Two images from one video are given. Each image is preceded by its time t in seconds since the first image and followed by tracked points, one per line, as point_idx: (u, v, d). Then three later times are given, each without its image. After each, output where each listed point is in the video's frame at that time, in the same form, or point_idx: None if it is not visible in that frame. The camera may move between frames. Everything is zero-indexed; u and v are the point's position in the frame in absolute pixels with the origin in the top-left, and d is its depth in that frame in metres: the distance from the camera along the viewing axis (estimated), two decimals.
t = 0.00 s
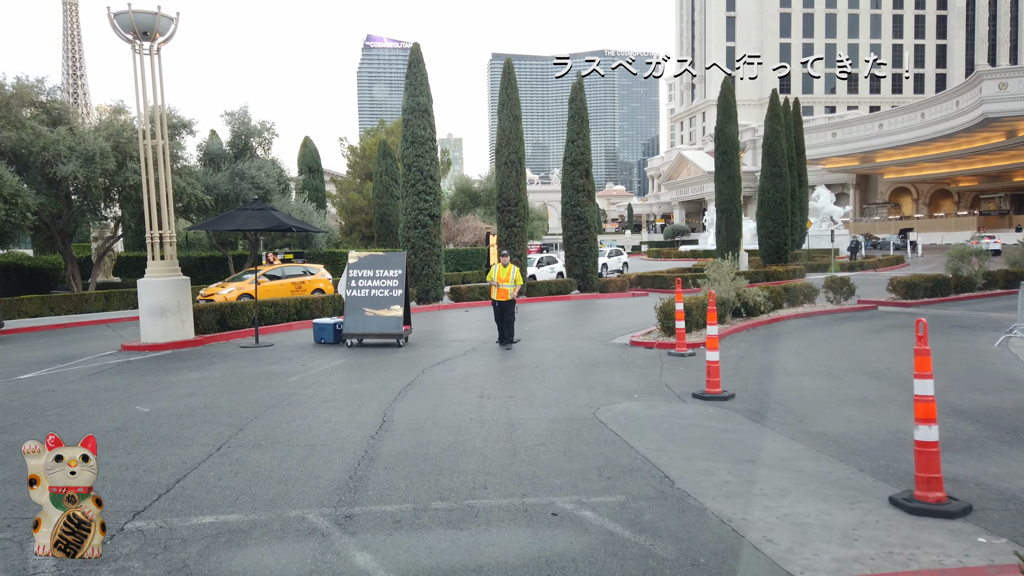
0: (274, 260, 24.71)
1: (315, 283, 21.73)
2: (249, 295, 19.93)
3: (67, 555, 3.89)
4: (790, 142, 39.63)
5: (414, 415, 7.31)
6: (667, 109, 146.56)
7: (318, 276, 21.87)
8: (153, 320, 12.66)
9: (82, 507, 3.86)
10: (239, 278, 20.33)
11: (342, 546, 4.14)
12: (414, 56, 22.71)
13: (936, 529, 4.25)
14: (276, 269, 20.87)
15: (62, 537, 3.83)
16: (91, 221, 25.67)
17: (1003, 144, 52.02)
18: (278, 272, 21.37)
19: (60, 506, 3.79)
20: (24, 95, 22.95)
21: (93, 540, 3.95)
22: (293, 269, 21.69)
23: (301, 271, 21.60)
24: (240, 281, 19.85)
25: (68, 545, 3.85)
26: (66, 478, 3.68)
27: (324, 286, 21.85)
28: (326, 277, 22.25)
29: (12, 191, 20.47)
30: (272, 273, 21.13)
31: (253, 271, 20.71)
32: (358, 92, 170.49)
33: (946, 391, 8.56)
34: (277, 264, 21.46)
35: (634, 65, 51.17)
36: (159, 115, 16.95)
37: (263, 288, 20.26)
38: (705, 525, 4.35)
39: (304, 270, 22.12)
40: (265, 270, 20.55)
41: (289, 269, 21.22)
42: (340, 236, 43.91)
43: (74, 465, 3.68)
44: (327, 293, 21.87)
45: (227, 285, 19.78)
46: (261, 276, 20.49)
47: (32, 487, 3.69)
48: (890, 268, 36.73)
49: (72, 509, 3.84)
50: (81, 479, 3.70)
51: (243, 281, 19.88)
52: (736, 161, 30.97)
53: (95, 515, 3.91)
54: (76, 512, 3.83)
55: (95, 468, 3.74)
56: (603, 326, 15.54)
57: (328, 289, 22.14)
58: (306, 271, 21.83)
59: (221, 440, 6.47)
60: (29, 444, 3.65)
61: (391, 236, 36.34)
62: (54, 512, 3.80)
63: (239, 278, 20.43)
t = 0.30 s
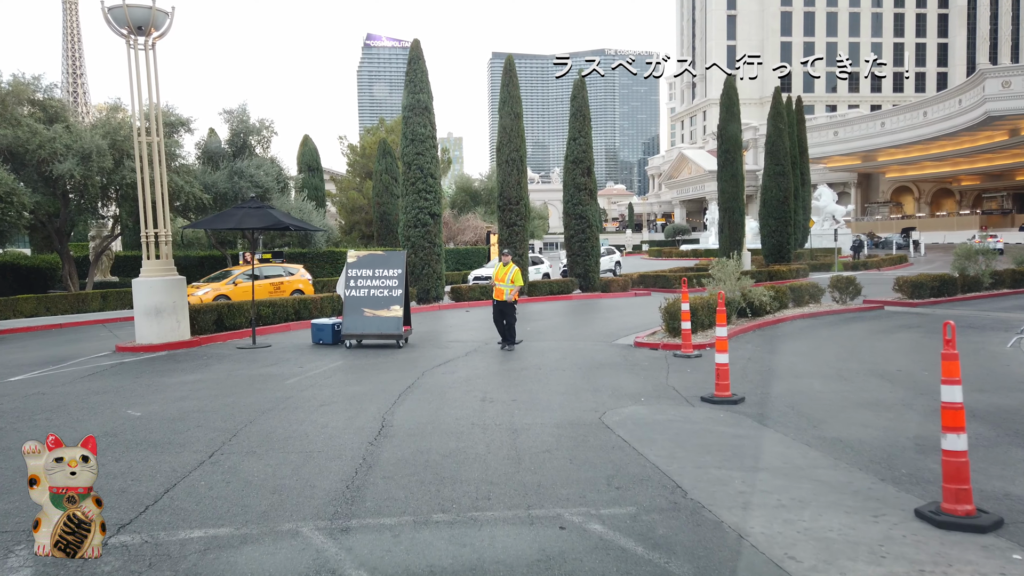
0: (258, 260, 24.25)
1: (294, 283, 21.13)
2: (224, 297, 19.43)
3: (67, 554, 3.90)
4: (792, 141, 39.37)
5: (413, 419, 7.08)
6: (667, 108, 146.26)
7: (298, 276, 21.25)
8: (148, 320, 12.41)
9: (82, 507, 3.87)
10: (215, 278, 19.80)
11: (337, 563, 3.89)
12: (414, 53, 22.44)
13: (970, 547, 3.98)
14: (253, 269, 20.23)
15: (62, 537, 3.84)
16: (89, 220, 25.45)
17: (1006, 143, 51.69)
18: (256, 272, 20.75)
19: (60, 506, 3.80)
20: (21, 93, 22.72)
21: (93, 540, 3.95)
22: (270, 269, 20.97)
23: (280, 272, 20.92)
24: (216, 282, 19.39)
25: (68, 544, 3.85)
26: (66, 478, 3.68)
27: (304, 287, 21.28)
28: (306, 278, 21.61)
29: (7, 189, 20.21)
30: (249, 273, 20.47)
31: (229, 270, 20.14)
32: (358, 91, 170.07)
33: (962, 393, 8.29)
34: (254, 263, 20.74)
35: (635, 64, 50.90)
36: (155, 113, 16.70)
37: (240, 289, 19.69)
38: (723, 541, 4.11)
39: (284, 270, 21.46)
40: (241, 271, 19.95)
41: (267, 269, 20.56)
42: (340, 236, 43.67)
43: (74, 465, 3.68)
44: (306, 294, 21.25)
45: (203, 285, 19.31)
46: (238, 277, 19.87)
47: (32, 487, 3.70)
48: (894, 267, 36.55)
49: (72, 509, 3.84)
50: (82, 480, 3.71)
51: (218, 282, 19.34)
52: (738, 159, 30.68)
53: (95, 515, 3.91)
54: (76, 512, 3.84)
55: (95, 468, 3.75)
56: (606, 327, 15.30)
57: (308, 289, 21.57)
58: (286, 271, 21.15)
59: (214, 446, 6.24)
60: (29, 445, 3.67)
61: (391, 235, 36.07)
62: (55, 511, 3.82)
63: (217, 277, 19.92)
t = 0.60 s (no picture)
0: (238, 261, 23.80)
1: (274, 284, 20.56)
2: (200, 298, 19.11)
3: (67, 555, 3.76)
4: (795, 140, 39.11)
5: (413, 425, 6.81)
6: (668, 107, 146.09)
7: (278, 276, 20.65)
8: (142, 320, 12.14)
9: (82, 507, 3.70)
10: (193, 279, 19.57)
11: None
12: (414, 50, 22.18)
13: (1010, 566, 3.72)
14: (232, 269, 19.89)
15: (62, 538, 3.69)
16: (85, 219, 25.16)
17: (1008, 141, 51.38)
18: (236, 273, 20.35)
19: (59, 506, 3.63)
20: (16, 91, 22.46)
21: (93, 540, 3.82)
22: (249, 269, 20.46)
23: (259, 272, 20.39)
24: (192, 283, 19.14)
25: (67, 545, 3.70)
26: (66, 479, 3.52)
27: (284, 288, 20.65)
28: (287, 278, 20.97)
29: (2, 188, 19.95)
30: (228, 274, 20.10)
31: (208, 272, 19.89)
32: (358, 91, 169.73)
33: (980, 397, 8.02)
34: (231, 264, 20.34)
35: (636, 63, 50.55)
36: (150, 110, 16.40)
37: (217, 289, 19.31)
38: (745, 559, 3.85)
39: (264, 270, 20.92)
40: (218, 271, 19.64)
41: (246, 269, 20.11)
42: (339, 235, 43.45)
43: (74, 465, 3.52)
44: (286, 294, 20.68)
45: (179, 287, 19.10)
46: (215, 278, 19.51)
47: (32, 486, 3.54)
48: (897, 266, 36.32)
49: (72, 509, 3.68)
50: (82, 480, 3.54)
51: (194, 283, 19.06)
52: (741, 157, 30.42)
53: (95, 515, 3.75)
54: (76, 512, 3.67)
55: (96, 467, 3.59)
56: (609, 327, 15.03)
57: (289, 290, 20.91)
58: (266, 272, 20.63)
59: (207, 453, 5.98)
60: (29, 445, 3.50)
61: (391, 234, 35.81)
62: (54, 512, 3.64)
63: (194, 278, 19.66)
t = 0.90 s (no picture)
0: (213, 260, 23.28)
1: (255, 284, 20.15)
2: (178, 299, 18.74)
3: (67, 555, 3.70)
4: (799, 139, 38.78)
5: (414, 431, 6.53)
6: (669, 106, 145.57)
7: (259, 276, 20.23)
8: (137, 321, 11.88)
9: (82, 507, 3.66)
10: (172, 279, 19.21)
11: None
12: (415, 45, 21.88)
13: None
14: (211, 269, 19.50)
15: (61, 538, 3.64)
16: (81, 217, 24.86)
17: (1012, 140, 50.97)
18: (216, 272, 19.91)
19: (59, 506, 3.60)
20: (12, 88, 22.15)
21: (94, 540, 3.77)
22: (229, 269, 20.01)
23: (238, 272, 19.93)
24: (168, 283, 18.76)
25: (67, 545, 3.66)
26: (66, 479, 3.49)
27: (266, 288, 20.17)
28: (268, 278, 20.51)
29: None
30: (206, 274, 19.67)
31: (188, 272, 19.57)
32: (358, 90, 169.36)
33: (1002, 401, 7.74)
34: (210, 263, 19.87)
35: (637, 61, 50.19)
36: (145, 106, 16.08)
37: (196, 290, 18.90)
38: None
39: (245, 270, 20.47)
40: (197, 271, 19.28)
41: (225, 269, 19.67)
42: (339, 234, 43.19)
43: (74, 466, 3.49)
44: (268, 295, 20.25)
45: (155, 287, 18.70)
46: (193, 278, 19.10)
47: (32, 486, 3.51)
48: (902, 265, 35.95)
49: (72, 509, 3.64)
50: (82, 480, 3.51)
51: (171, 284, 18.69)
52: (746, 155, 30.12)
53: (95, 515, 3.71)
54: (76, 513, 3.63)
55: (96, 468, 3.56)
56: (614, 327, 14.75)
57: (270, 290, 20.40)
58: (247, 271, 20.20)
59: (198, 461, 5.72)
60: (29, 444, 3.47)
61: (391, 233, 35.47)
62: (54, 512, 3.61)
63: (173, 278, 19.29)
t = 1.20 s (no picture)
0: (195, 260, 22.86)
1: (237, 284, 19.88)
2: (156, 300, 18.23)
3: (67, 555, 3.55)
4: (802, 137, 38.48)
5: (415, 438, 6.22)
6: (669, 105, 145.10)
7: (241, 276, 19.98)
8: (130, 321, 11.58)
9: (82, 507, 3.51)
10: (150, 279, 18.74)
11: None
12: (416, 40, 21.55)
13: None
14: (191, 269, 19.13)
15: (61, 538, 3.48)
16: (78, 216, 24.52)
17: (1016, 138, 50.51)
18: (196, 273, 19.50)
19: (59, 506, 3.44)
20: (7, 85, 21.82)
21: (94, 540, 3.61)
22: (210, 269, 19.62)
23: (219, 272, 19.59)
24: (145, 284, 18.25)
25: (67, 545, 3.50)
26: (65, 480, 3.34)
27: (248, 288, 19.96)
28: (250, 278, 20.30)
29: None
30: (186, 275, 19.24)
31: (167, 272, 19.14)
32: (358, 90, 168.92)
33: None
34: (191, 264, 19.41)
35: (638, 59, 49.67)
36: (140, 102, 15.74)
37: (175, 290, 18.43)
38: None
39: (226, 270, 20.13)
40: (178, 271, 18.90)
41: (206, 269, 19.31)
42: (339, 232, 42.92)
43: (73, 466, 3.34)
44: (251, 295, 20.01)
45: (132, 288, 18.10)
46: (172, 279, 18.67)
47: (32, 486, 3.36)
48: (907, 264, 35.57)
49: (72, 509, 3.48)
50: (81, 480, 3.36)
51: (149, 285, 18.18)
52: (750, 153, 29.78)
53: (95, 515, 3.56)
54: (76, 512, 3.48)
55: (96, 468, 3.40)
56: (619, 328, 14.45)
57: (253, 291, 20.08)
58: (228, 271, 19.89)
59: (188, 470, 5.43)
60: (28, 444, 3.31)
61: (391, 232, 35.13)
62: (54, 512, 3.45)
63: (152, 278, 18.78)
